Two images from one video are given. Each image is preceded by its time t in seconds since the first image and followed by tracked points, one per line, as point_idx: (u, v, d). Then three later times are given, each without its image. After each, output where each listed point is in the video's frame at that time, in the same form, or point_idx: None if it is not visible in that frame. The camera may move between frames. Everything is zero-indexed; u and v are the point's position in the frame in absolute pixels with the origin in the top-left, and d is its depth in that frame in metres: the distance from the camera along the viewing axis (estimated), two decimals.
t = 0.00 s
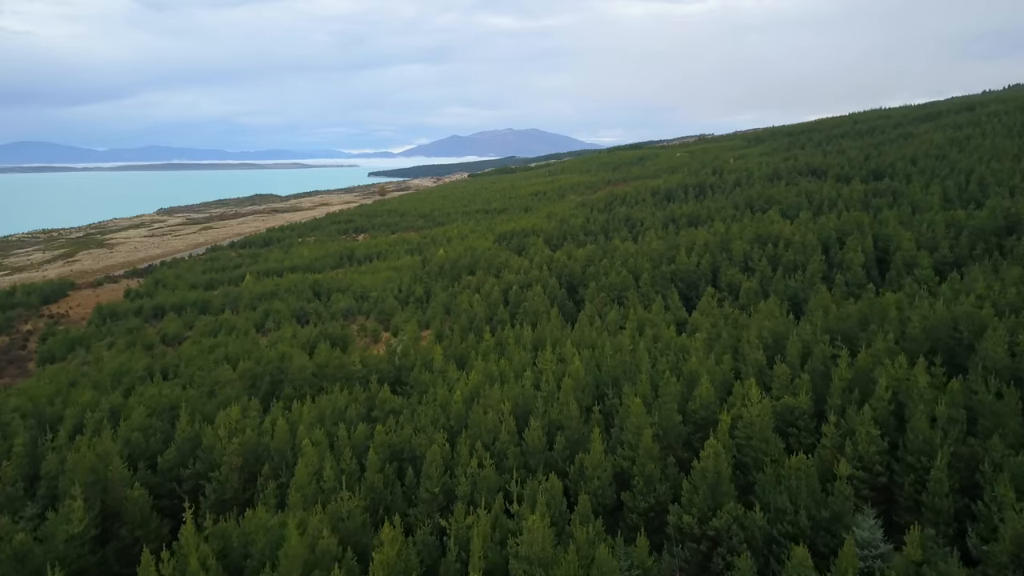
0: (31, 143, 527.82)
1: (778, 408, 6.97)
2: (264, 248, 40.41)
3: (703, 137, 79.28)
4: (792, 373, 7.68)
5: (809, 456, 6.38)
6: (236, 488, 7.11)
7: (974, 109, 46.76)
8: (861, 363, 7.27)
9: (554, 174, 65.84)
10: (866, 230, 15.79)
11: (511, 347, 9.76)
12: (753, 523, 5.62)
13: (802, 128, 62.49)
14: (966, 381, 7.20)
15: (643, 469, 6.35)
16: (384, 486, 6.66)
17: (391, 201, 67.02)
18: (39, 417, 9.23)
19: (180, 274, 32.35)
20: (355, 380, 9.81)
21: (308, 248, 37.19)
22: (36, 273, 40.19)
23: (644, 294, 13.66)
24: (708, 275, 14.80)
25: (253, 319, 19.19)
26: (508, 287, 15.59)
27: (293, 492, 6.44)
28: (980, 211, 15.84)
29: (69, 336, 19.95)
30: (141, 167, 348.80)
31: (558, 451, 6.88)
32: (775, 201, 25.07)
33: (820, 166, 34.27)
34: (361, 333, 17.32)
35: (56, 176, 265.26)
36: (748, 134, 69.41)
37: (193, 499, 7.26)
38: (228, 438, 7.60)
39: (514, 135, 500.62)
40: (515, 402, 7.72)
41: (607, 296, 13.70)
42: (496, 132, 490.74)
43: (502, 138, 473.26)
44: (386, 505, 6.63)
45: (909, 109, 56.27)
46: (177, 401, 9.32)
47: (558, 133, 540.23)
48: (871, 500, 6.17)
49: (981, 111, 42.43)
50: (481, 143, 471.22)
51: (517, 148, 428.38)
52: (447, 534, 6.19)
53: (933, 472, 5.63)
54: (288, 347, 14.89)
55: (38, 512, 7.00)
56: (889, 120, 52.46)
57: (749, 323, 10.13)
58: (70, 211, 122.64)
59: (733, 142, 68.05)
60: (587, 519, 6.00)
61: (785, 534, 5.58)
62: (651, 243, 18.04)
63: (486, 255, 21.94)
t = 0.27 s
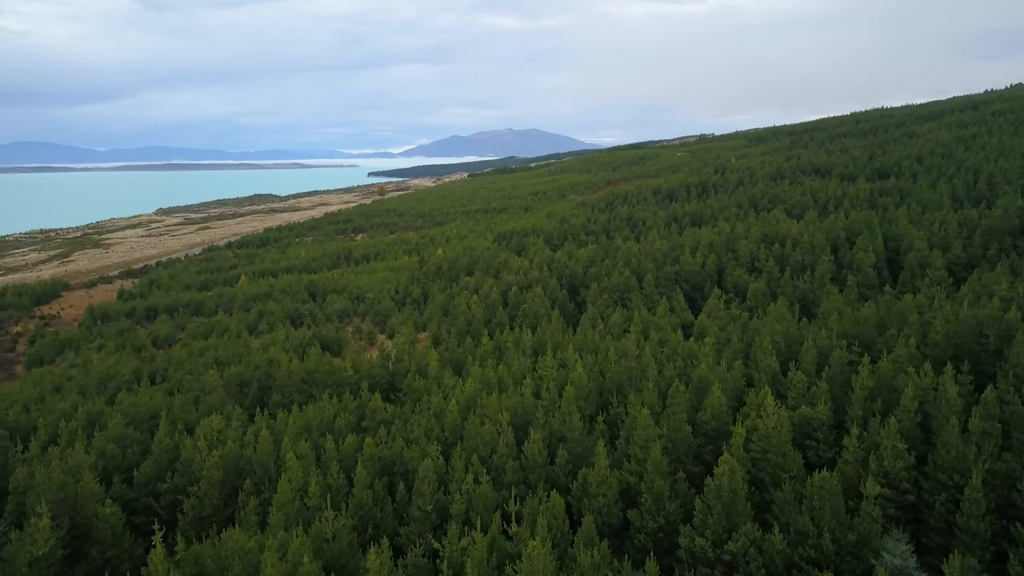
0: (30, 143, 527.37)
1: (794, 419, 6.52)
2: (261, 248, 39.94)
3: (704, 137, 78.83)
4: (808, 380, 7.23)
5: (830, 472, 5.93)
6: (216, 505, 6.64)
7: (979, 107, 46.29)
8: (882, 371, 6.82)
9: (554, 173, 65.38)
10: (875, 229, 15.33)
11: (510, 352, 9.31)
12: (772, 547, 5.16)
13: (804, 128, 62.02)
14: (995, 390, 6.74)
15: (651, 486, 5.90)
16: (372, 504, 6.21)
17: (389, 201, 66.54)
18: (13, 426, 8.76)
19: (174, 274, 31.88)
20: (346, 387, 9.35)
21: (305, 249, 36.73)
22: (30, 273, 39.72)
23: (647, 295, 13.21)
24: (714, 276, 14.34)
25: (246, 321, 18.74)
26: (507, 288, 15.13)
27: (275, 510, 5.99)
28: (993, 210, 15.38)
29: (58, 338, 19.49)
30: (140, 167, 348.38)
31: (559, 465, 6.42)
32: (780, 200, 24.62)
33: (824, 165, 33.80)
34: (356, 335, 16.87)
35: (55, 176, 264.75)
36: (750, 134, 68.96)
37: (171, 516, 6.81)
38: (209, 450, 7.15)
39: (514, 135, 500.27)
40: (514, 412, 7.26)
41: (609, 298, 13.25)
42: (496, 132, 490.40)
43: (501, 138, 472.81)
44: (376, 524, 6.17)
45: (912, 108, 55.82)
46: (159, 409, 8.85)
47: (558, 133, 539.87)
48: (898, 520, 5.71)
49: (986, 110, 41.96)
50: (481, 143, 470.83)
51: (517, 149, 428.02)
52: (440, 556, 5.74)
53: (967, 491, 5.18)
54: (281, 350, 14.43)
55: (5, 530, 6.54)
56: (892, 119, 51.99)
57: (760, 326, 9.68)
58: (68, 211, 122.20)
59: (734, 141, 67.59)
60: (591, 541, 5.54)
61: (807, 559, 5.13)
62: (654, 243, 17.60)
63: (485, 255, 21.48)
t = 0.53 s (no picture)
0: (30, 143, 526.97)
1: (818, 434, 5.99)
2: (258, 248, 39.41)
3: (706, 137, 78.35)
4: (830, 391, 6.69)
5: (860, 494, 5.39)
6: (189, 527, 6.10)
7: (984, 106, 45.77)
8: (912, 381, 6.28)
9: (555, 173, 64.88)
10: (888, 229, 14.80)
11: (508, 358, 8.78)
12: None
13: (807, 127, 61.49)
14: None
15: (663, 509, 5.36)
16: (358, 527, 5.68)
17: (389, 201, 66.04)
18: None
19: (168, 274, 31.34)
20: (334, 395, 8.81)
21: (302, 248, 36.21)
22: (24, 274, 39.18)
23: (652, 297, 12.68)
24: (721, 277, 13.81)
25: (238, 323, 18.21)
26: (507, 289, 14.60)
27: (249, 536, 5.45)
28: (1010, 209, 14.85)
29: (45, 341, 18.96)
30: (139, 167, 347.96)
31: (562, 484, 5.89)
32: (785, 199, 24.11)
33: (829, 164, 33.29)
34: (351, 338, 16.35)
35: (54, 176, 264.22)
36: (752, 133, 68.44)
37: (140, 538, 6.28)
38: (183, 466, 6.61)
39: (514, 135, 499.71)
40: (512, 425, 6.73)
41: (612, 301, 12.72)
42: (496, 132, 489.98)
43: (501, 138, 472.26)
44: (361, 550, 5.64)
45: (916, 108, 55.31)
46: (134, 420, 8.30)
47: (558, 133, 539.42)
48: (935, 548, 5.18)
49: (992, 108, 41.42)
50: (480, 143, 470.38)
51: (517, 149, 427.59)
52: None
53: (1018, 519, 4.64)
54: (272, 355, 13.90)
55: None
56: (896, 118, 51.46)
57: (773, 331, 9.15)
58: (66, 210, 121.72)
59: (735, 140, 67.07)
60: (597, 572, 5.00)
61: None
62: (658, 243, 17.07)
63: (484, 255, 20.95)
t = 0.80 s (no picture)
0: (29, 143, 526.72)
1: (842, 450, 5.52)
2: (254, 248, 38.95)
3: (706, 137, 77.92)
4: (852, 401, 6.24)
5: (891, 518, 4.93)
6: (161, 549, 5.64)
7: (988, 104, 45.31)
8: (942, 391, 5.83)
9: (555, 172, 64.45)
10: (899, 228, 14.33)
11: (506, 365, 8.33)
12: None
13: (809, 126, 61.04)
14: None
15: (676, 533, 4.90)
16: (343, 551, 5.23)
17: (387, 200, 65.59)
18: None
19: (162, 275, 30.89)
20: (323, 404, 8.36)
21: (299, 248, 35.75)
22: (17, 274, 38.72)
23: (657, 298, 12.23)
24: (727, 278, 13.36)
25: (231, 325, 17.76)
26: (506, 291, 14.14)
27: (223, 561, 4.99)
28: None
29: (32, 343, 18.51)
30: (139, 167, 347.62)
31: (564, 504, 5.43)
32: (790, 199, 23.67)
33: (833, 163, 32.83)
34: (345, 340, 15.90)
35: (53, 176, 263.76)
36: (753, 133, 68.01)
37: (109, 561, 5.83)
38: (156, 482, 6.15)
39: (514, 135, 499.21)
40: (511, 437, 6.26)
41: (615, 303, 12.27)
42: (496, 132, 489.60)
43: (501, 138, 471.84)
44: None
45: (919, 107, 54.86)
46: (110, 430, 7.85)
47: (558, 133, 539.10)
48: None
49: (997, 107, 40.98)
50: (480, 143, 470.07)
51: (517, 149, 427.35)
52: None
53: None
54: (263, 359, 13.45)
55: None
56: (899, 117, 50.99)
57: (786, 335, 8.68)
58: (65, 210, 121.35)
59: (737, 140, 66.62)
60: None
61: None
62: (661, 243, 16.62)
63: (483, 256, 20.50)
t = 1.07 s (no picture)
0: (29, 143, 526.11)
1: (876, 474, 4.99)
2: (251, 248, 38.41)
3: (707, 137, 77.43)
4: (882, 418, 5.71)
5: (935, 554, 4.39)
6: None
7: (993, 103, 44.81)
8: (984, 408, 5.30)
9: (555, 172, 63.95)
10: (913, 228, 13.80)
11: (505, 375, 7.79)
12: None
13: (812, 126, 60.54)
14: None
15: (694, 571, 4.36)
16: None
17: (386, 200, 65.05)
18: None
19: (156, 276, 30.36)
20: (309, 416, 7.84)
21: (295, 249, 35.22)
22: (10, 275, 38.15)
23: (662, 302, 11.70)
24: (735, 281, 12.82)
25: (221, 328, 17.22)
26: (505, 293, 13.62)
27: None
28: None
29: (17, 346, 17.98)
30: (138, 167, 347.00)
31: (569, 535, 4.90)
32: (796, 198, 23.13)
33: (838, 162, 32.29)
34: (339, 344, 15.37)
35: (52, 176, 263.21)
36: (755, 133, 67.51)
37: None
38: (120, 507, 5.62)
39: (514, 135, 498.73)
40: (510, 457, 5.73)
41: (618, 306, 11.74)
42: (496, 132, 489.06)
43: (501, 138, 471.32)
44: None
45: (922, 106, 54.35)
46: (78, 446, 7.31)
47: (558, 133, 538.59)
48: None
49: (1003, 105, 40.46)
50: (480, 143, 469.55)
51: (517, 149, 426.85)
52: None
53: None
54: (252, 365, 12.91)
55: None
56: (903, 116, 50.43)
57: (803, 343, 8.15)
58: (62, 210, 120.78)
59: (739, 139, 66.07)
60: None
61: None
62: (666, 244, 16.08)
63: (482, 257, 19.98)
